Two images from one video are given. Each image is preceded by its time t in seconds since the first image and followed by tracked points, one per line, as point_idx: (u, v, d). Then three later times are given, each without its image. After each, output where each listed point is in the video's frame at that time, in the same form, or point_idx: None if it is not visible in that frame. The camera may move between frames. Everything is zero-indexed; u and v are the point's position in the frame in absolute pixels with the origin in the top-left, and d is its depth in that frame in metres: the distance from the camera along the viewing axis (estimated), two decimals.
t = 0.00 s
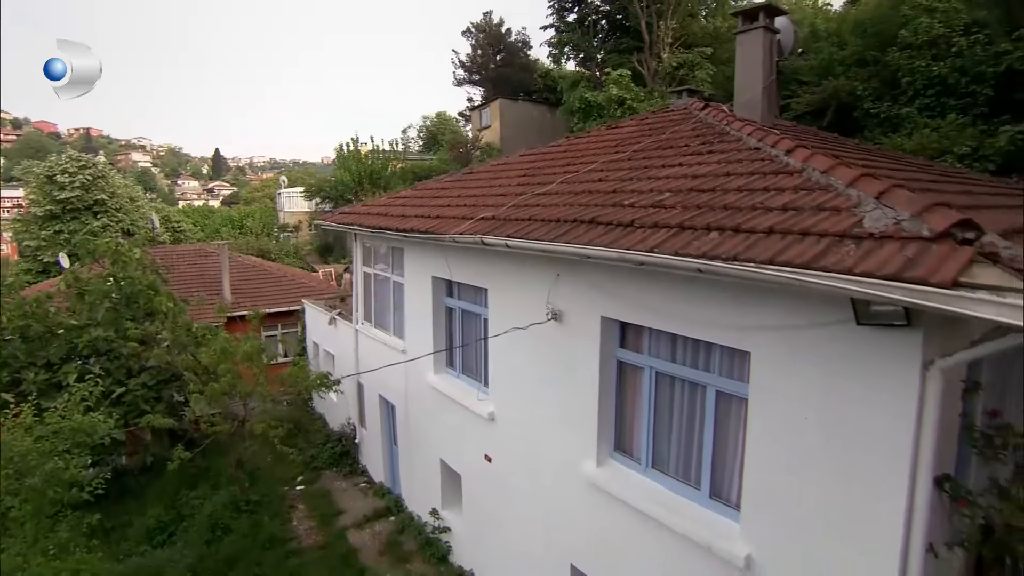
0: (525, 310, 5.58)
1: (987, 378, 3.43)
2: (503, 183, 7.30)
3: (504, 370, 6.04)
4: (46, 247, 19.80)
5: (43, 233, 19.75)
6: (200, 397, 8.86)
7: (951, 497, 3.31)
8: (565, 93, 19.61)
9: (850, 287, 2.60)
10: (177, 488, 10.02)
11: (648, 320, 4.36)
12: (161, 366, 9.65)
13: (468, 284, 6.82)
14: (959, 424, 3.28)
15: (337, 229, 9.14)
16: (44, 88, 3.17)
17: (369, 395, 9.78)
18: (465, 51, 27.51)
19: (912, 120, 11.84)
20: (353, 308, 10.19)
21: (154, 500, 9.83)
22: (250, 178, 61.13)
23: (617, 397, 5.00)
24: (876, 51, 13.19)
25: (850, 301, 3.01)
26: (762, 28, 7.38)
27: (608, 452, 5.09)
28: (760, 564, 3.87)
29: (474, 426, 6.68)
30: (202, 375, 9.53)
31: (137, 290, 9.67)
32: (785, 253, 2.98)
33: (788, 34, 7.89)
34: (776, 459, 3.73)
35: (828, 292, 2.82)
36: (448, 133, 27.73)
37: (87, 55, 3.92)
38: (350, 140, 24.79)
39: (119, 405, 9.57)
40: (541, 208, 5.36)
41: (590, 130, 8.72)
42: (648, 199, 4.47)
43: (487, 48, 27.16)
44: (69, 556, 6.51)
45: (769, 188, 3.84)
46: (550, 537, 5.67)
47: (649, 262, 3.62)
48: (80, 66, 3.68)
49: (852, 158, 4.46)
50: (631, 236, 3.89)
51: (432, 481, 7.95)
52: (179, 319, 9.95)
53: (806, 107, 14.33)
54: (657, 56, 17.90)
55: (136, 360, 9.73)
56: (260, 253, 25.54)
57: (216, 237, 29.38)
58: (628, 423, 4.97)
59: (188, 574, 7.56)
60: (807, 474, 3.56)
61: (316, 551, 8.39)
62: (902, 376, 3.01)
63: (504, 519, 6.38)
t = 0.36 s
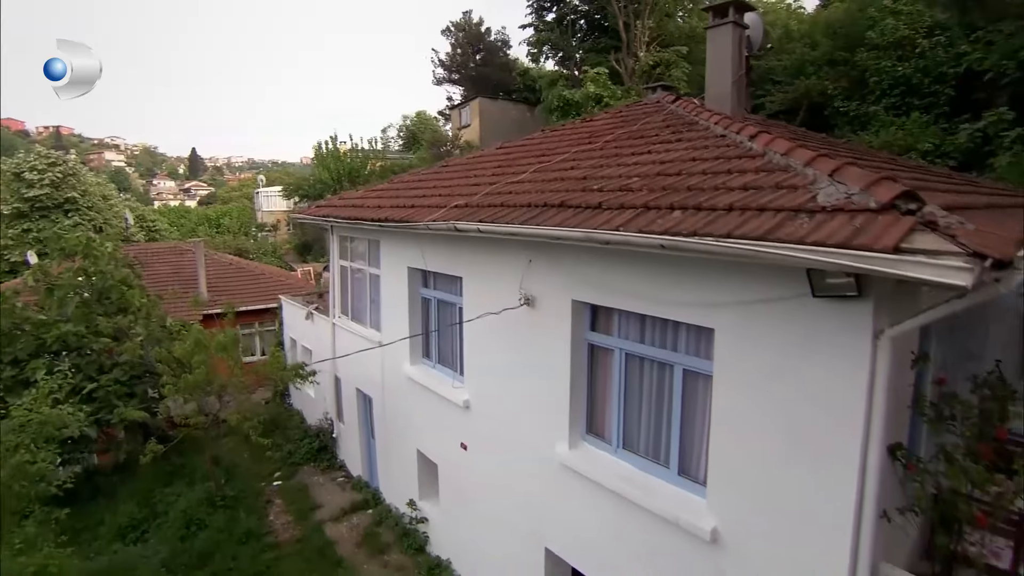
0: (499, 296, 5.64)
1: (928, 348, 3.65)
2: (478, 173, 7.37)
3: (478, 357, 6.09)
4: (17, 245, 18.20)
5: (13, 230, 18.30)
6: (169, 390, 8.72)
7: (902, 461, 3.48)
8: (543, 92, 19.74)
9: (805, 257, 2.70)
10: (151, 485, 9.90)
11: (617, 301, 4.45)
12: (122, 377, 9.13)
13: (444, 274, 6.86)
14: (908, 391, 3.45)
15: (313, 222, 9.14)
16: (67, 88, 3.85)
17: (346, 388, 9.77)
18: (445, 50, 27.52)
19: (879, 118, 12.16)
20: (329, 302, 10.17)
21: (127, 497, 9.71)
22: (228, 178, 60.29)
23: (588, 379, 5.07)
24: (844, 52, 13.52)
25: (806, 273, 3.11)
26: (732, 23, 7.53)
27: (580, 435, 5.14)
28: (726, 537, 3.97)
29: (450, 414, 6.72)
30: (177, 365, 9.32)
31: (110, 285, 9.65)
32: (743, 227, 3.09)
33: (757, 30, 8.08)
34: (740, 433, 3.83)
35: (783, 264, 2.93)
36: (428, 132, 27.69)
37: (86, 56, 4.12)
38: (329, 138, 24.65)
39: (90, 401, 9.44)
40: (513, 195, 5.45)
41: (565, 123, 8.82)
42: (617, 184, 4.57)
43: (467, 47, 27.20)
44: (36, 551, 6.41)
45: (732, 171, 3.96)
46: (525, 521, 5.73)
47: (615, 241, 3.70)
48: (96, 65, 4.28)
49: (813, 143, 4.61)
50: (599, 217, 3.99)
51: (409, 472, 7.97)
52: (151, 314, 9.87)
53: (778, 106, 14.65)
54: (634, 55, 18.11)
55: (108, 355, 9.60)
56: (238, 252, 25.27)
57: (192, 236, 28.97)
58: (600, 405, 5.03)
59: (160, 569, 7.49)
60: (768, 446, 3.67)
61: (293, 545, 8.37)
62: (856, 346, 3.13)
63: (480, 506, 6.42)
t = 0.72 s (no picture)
0: (473, 282, 5.70)
1: (882, 323, 3.79)
2: (453, 164, 7.43)
3: (453, 345, 6.13)
4: None
5: None
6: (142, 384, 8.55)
7: (859, 432, 3.60)
8: (523, 90, 19.82)
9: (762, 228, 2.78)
10: (124, 484, 9.74)
11: (587, 283, 4.51)
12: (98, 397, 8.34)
13: (420, 264, 6.90)
14: (864, 364, 3.57)
15: (290, 214, 9.12)
16: (66, 88, 3.48)
17: (323, 383, 9.73)
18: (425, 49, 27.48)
19: (849, 116, 12.44)
20: (306, 296, 10.12)
21: (99, 495, 9.55)
22: (204, 178, 59.48)
23: (560, 363, 5.13)
24: (816, 51, 13.82)
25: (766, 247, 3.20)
26: (703, 17, 7.65)
27: (553, 419, 5.20)
28: (693, 512, 4.05)
29: (426, 403, 6.74)
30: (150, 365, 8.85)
31: (81, 281, 9.34)
32: (702, 202, 3.18)
33: (728, 25, 8.24)
34: (703, 408, 3.92)
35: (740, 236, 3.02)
36: (408, 131, 27.62)
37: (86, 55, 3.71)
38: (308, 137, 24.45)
39: (61, 398, 9.27)
40: (486, 181, 5.53)
41: (541, 117, 8.90)
42: (587, 168, 4.66)
43: (447, 46, 27.20)
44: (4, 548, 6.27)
45: (697, 153, 4.07)
46: (500, 506, 5.77)
47: (583, 220, 3.76)
48: (96, 64, 3.95)
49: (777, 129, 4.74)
50: (567, 199, 4.07)
51: (386, 464, 7.97)
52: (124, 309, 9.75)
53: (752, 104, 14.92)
54: (612, 54, 18.28)
55: (79, 351, 9.44)
56: (215, 251, 24.92)
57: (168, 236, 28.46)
58: (572, 388, 5.08)
59: (133, 566, 7.36)
60: (732, 421, 3.75)
61: (269, 539, 8.32)
62: (813, 318, 3.23)
63: (456, 494, 6.46)
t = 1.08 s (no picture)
0: (447, 269, 5.72)
1: (844, 300, 3.89)
2: (430, 154, 7.45)
3: (428, 334, 6.14)
4: None
5: None
6: (109, 377, 8.34)
7: (823, 407, 3.69)
8: (502, 89, 19.86)
9: (723, 202, 2.83)
10: (95, 483, 9.56)
11: (559, 265, 4.56)
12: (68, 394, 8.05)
13: (396, 254, 6.90)
14: (827, 339, 3.65)
15: (266, 207, 9.06)
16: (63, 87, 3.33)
17: (300, 378, 9.65)
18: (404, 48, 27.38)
19: (821, 113, 12.70)
20: (283, 291, 10.04)
21: (69, 494, 9.35)
22: (181, 178, 58.61)
23: (534, 348, 5.16)
24: (789, 50, 14.08)
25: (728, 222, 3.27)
26: (676, 11, 7.74)
27: (528, 403, 5.24)
28: (663, 489, 4.10)
29: (402, 393, 6.74)
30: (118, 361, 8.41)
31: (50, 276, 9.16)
32: (666, 178, 3.24)
33: (700, 20, 8.37)
34: (672, 385, 3.99)
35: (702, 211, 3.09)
36: (388, 130, 27.51)
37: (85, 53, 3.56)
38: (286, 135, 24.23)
39: (29, 396, 9.07)
40: (460, 168, 5.56)
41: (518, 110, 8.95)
42: (558, 153, 4.72)
43: (427, 44, 27.14)
44: None
45: (664, 136, 4.14)
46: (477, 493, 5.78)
47: (552, 200, 3.79)
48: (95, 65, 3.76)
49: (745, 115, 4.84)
50: (537, 181, 4.12)
51: (363, 457, 7.94)
52: (96, 305, 9.57)
53: (728, 102, 15.15)
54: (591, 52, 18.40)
55: (48, 348, 9.25)
56: (191, 250, 24.57)
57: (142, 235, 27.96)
58: (545, 372, 5.12)
59: (103, 564, 7.21)
60: (700, 398, 3.82)
61: (245, 535, 8.23)
62: (775, 294, 3.31)
63: (433, 483, 6.46)
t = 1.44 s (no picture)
0: (419, 256, 5.71)
1: (806, 278, 3.97)
2: (403, 143, 7.42)
3: (401, 322, 6.11)
4: None
5: None
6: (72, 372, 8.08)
7: (786, 382, 3.77)
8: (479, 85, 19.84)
9: (683, 174, 2.86)
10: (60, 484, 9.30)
11: (530, 247, 4.58)
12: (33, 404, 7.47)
13: (369, 244, 6.87)
14: (791, 315, 3.73)
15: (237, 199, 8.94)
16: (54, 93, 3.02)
17: (273, 372, 9.54)
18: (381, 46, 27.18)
19: (791, 110, 12.93)
20: (256, 285, 9.91)
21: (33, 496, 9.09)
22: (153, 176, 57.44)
23: (506, 333, 5.18)
24: (761, 48, 14.31)
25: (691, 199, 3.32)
26: (647, 4, 7.80)
27: (500, 388, 5.24)
28: (633, 469, 4.12)
29: (375, 384, 6.69)
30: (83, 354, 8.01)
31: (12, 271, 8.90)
32: (630, 155, 3.28)
33: (672, 14, 8.47)
34: (639, 364, 4.02)
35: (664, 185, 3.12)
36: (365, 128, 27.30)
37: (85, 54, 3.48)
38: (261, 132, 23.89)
39: None
40: (431, 155, 5.55)
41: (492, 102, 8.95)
42: (528, 137, 4.75)
43: (404, 42, 26.96)
44: None
45: (631, 118, 4.19)
46: (450, 480, 5.78)
47: (520, 180, 3.80)
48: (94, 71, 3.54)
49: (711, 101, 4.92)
50: (505, 162, 4.14)
51: (337, 450, 7.87)
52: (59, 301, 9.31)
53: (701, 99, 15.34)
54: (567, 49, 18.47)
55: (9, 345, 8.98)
56: (163, 249, 24.10)
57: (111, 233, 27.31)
58: (517, 357, 5.13)
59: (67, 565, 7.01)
60: (668, 375, 3.85)
61: (217, 531, 8.10)
62: (738, 269, 3.36)
63: (407, 473, 6.43)
